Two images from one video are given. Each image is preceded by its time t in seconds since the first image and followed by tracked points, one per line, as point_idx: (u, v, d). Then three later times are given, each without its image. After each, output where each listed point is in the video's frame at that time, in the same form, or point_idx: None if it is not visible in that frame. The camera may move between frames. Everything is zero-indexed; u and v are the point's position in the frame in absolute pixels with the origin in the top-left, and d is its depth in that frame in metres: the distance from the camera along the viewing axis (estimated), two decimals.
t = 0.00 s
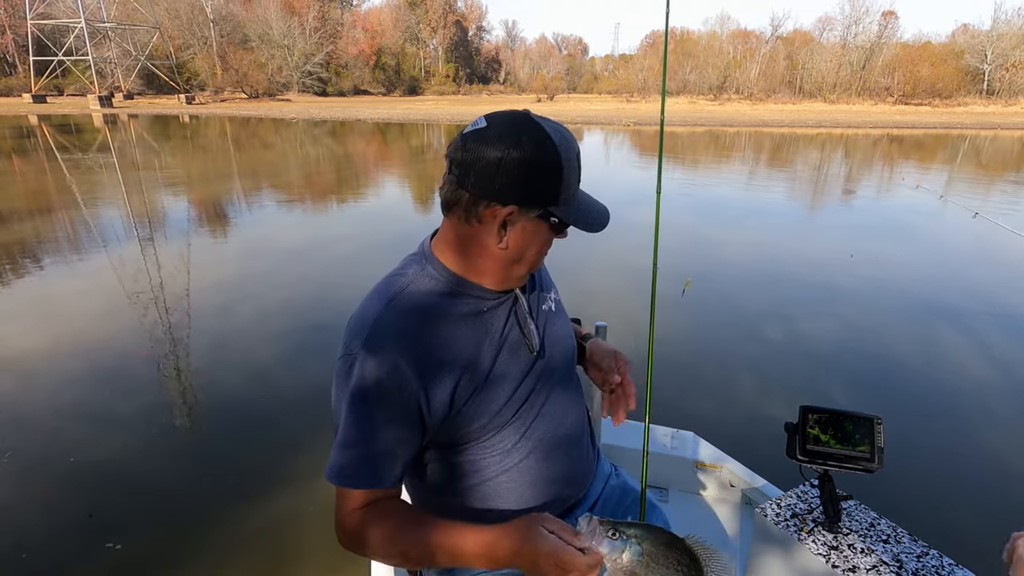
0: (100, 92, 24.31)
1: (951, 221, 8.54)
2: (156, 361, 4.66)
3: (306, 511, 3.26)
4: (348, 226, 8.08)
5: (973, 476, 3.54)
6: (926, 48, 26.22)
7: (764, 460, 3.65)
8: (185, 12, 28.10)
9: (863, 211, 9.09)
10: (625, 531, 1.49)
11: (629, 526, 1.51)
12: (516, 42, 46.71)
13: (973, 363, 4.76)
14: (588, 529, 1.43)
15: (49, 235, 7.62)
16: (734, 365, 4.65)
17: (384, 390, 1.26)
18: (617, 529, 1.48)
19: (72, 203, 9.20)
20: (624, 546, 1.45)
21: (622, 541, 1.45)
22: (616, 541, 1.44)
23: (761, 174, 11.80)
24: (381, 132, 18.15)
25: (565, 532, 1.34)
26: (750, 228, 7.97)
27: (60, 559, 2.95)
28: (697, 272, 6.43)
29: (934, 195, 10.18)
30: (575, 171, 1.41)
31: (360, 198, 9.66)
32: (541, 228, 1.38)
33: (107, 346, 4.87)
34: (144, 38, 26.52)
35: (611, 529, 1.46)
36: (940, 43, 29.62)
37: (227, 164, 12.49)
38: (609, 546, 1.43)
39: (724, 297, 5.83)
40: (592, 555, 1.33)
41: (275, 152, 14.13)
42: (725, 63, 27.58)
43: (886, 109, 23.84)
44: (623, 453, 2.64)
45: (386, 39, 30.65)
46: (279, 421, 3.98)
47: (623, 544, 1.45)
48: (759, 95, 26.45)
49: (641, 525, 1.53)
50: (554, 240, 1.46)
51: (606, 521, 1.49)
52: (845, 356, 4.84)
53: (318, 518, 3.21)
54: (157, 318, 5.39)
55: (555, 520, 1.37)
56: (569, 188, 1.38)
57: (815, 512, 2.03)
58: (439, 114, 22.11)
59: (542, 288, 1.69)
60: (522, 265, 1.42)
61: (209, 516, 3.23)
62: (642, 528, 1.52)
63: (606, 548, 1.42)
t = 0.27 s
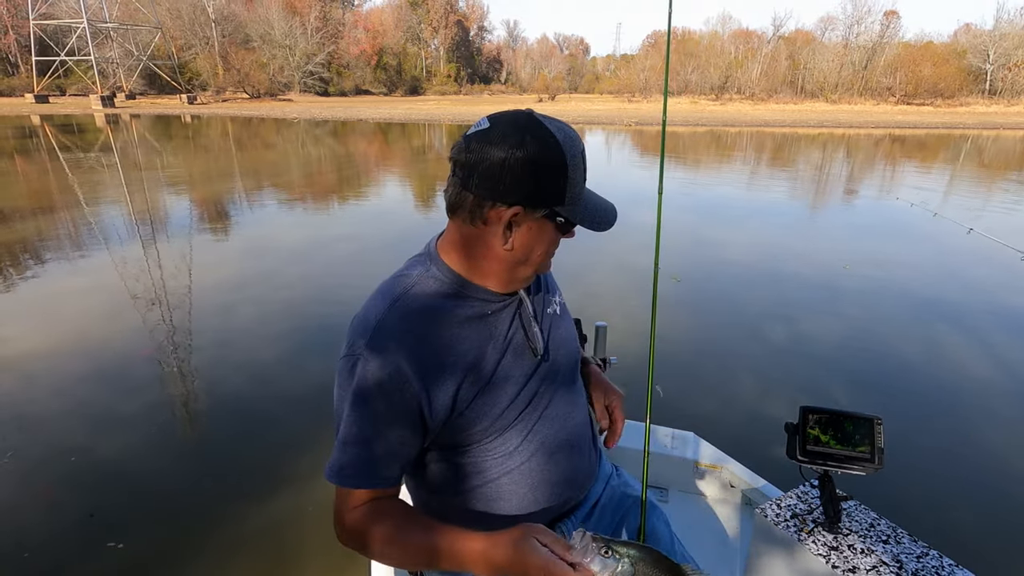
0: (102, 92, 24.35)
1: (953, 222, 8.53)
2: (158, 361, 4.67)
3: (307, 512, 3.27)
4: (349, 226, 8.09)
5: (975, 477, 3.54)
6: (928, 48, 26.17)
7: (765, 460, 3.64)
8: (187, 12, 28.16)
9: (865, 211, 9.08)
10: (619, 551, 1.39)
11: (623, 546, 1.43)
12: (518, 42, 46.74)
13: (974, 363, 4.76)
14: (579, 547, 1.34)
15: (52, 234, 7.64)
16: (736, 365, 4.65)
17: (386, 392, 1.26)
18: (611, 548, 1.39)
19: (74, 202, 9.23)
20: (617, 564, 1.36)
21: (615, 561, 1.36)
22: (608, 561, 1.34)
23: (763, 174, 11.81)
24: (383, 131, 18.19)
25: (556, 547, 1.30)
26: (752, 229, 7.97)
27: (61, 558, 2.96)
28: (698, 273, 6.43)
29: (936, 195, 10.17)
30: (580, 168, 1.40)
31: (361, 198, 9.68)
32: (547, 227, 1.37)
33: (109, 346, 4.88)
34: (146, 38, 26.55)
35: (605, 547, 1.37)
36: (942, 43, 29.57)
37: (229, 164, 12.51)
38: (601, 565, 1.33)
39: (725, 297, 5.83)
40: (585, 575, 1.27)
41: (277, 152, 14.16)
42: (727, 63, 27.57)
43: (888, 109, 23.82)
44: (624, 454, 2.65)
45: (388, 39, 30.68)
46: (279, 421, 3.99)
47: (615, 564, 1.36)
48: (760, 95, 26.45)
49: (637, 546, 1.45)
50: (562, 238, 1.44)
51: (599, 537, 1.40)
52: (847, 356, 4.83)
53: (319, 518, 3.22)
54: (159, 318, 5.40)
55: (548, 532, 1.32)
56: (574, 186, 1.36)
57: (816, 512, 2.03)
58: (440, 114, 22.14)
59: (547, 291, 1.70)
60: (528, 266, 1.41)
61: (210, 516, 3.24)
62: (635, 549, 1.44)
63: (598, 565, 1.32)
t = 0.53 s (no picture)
0: (104, 91, 24.39)
1: (955, 221, 8.53)
2: (160, 360, 4.69)
3: (311, 511, 3.28)
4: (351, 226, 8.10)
5: (978, 477, 3.54)
6: (931, 48, 26.11)
7: (768, 460, 3.65)
8: (189, 12, 28.20)
9: (866, 210, 9.08)
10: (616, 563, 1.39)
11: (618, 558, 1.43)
12: (519, 42, 46.77)
13: (976, 363, 4.76)
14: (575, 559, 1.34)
15: (54, 234, 7.66)
16: (737, 366, 4.65)
17: (391, 391, 1.26)
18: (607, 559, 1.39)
19: (76, 202, 9.25)
20: None
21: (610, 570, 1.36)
22: (606, 572, 1.34)
23: (764, 174, 11.80)
24: (385, 131, 18.21)
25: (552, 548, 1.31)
26: (753, 228, 7.97)
27: (63, 558, 2.97)
28: (700, 272, 6.44)
29: (938, 195, 10.17)
30: (593, 170, 1.39)
31: (363, 198, 9.68)
32: (559, 228, 1.36)
33: (111, 345, 4.90)
34: (148, 38, 26.58)
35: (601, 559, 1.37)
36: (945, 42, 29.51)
37: (231, 164, 12.53)
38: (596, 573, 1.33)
39: (727, 297, 5.82)
40: None
41: (278, 152, 14.17)
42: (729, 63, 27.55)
43: (890, 109, 23.79)
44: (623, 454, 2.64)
45: (390, 38, 30.69)
46: (281, 420, 4.00)
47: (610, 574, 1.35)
48: (762, 94, 26.45)
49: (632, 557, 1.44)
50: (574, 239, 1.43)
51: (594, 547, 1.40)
52: (849, 356, 4.84)
53: (322, 518, 3.22)
54: (161, 317, 5.41)
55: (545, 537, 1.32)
56: (588, 188, 1.36)
57: (815, 512, 2.03)
58: (442, 114, 22.14)
59: (553, 294, 1.69)
60: (538, 268, 1.41)
61: (212, 516, 3.24)
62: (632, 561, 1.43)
63: None
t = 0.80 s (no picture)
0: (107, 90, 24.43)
1: (958, 221, 8.51)
2: (163, 359, 4.71)
3: (313, 508, 3.30)
4: (353, 225, 8.12)
5: (978, 478, 3.54)
6: (934, 47, 26.01)
7: (769, 460, 3.65)
8: (191, 11, 28.24)
9: (869, 210, 9.07)
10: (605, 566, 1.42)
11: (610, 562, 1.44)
12: (521, 41, 46.76)
13: (978, 363, 4.76)
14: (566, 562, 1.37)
15: (57, 233, 7.68)
16: (738, 366, 4.65)
17: (389, 391, 1.27)
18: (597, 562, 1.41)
19: (78, 201, 9.27)
20: None
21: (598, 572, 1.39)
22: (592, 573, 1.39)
23: (766, 173, 11.79)
24: (386, 130, 18.22)
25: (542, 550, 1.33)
26: (755, 228, 7.97)
27: (65, 557, 2.99)
28: (701, 271, 6.45)
29: (940, 194, 10.15)
30: (594, 169, 1.39)
31: (364, 197, 9.70)
32: (560, 228, 1.37)
33: (114, 344, 4.92)
34: (150, 37, 26.61)
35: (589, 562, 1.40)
36: (948, 41, 29.44)
37: (233, 163, 12.55)
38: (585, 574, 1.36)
39: (729, 297, 5.83)
40: None
41: (280, 151, 14.20)
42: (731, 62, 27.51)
43: (893, 108, 23.74)
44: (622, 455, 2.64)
45: (392, 37, 30.70)
46: (283, 419, 4.01)
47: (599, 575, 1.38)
48: (764, 94, 26.40)
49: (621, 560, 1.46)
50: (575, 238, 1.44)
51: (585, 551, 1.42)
52: (850, 356, 4.84)
53: (325, 516, 3.24)
54: (163, 316, 5.43)
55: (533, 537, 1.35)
56: (588, 188, 1.36)
57: (814, 513, 2.03)
58: (444, 113, 22.16)
59: (555, 294, 1.68)
60: (539, 268, 1.41)
61: (215, 514, 3.26)
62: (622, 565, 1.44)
63: None
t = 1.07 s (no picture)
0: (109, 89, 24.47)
1: (961, 221, 8.50)
2: (165, 358, 4.73)
3: (315, 508, 3.31)
4: (355, 224, 8.13)
5: (980, 478, 3.54)
6: (937, 45, 25.94)
7: (770, 459, 3.66)
8: (193, 10, 28.29)
9: (872, 210, 9.05)
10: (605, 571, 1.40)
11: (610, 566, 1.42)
12: (523, 40, 46.78)
13: (980, 363, 4.76)
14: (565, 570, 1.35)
15: (59, 232, 7.71)
16: (740, 366, 4.65)
17: (388, 390, 1.28)
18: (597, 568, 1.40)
19: (81, 200, 9.31)
20: None
21: None
22: None
23: (768, 172, 11.78)
24: (388, 130, 18.24)
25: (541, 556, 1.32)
26: (757, 228, 7.96)
27: (66, 557, 3.00)
28: (703, 271, 6.44)
29: (943, 194, 10.13)
30: (597, 167, 1.40)
31: (366, 196, 9.71)
32: (564, 228, 1.37)
33: (116, 343, 4.93)
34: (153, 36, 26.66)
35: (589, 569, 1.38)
36: (951, 41, 29.38)
37: (235, 162, 12.58)
38: None
39: (731, 297, 5.82)
40: None
41: (282, 150, 14.22)
42: (733, 61, 27.48)
43: (896, 108, 23.69)
44: (623, 453, 2.65)
45: (393, 36, 30.70)
46: (285, 419, 4.02)
47: None
48: (767, 93, 26.37)
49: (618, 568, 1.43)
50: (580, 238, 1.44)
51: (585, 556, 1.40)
52: (852, 356, 4.84)
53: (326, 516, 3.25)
54: (165, 315, 5.45)
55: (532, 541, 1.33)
56: (592, 186, 1.36)
57: (813, 514, 2.04)
58: (445, 112, 22.16)
59: (556, 295, 1.68)
60: (544, 268, 1.42)
61: (215, 514, 3.27)
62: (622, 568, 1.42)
63: None
